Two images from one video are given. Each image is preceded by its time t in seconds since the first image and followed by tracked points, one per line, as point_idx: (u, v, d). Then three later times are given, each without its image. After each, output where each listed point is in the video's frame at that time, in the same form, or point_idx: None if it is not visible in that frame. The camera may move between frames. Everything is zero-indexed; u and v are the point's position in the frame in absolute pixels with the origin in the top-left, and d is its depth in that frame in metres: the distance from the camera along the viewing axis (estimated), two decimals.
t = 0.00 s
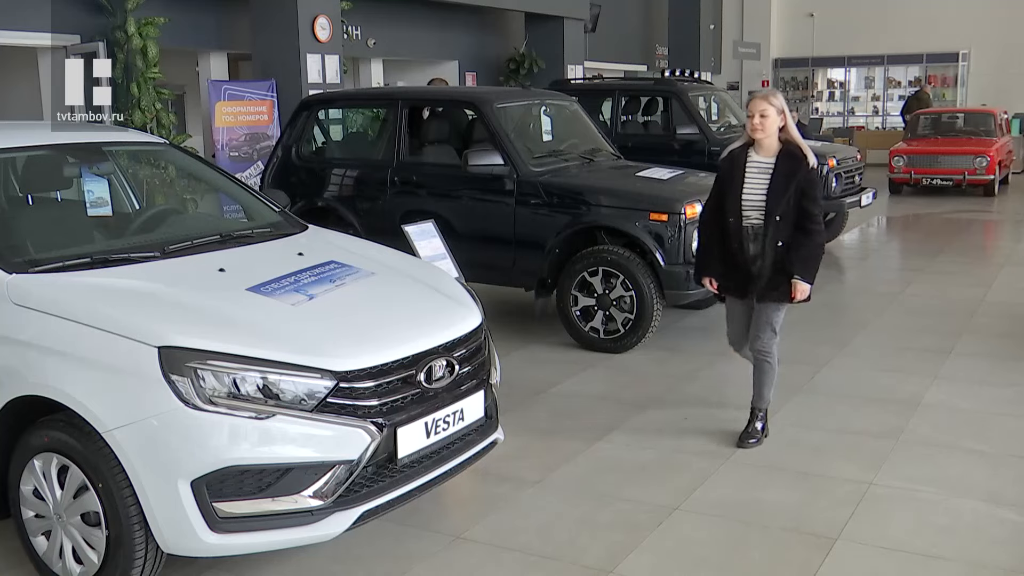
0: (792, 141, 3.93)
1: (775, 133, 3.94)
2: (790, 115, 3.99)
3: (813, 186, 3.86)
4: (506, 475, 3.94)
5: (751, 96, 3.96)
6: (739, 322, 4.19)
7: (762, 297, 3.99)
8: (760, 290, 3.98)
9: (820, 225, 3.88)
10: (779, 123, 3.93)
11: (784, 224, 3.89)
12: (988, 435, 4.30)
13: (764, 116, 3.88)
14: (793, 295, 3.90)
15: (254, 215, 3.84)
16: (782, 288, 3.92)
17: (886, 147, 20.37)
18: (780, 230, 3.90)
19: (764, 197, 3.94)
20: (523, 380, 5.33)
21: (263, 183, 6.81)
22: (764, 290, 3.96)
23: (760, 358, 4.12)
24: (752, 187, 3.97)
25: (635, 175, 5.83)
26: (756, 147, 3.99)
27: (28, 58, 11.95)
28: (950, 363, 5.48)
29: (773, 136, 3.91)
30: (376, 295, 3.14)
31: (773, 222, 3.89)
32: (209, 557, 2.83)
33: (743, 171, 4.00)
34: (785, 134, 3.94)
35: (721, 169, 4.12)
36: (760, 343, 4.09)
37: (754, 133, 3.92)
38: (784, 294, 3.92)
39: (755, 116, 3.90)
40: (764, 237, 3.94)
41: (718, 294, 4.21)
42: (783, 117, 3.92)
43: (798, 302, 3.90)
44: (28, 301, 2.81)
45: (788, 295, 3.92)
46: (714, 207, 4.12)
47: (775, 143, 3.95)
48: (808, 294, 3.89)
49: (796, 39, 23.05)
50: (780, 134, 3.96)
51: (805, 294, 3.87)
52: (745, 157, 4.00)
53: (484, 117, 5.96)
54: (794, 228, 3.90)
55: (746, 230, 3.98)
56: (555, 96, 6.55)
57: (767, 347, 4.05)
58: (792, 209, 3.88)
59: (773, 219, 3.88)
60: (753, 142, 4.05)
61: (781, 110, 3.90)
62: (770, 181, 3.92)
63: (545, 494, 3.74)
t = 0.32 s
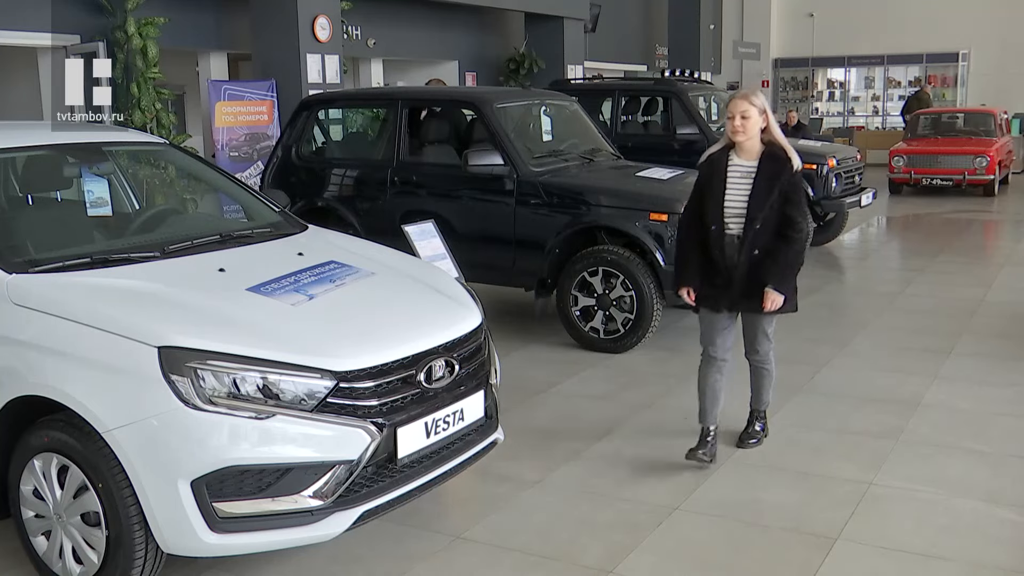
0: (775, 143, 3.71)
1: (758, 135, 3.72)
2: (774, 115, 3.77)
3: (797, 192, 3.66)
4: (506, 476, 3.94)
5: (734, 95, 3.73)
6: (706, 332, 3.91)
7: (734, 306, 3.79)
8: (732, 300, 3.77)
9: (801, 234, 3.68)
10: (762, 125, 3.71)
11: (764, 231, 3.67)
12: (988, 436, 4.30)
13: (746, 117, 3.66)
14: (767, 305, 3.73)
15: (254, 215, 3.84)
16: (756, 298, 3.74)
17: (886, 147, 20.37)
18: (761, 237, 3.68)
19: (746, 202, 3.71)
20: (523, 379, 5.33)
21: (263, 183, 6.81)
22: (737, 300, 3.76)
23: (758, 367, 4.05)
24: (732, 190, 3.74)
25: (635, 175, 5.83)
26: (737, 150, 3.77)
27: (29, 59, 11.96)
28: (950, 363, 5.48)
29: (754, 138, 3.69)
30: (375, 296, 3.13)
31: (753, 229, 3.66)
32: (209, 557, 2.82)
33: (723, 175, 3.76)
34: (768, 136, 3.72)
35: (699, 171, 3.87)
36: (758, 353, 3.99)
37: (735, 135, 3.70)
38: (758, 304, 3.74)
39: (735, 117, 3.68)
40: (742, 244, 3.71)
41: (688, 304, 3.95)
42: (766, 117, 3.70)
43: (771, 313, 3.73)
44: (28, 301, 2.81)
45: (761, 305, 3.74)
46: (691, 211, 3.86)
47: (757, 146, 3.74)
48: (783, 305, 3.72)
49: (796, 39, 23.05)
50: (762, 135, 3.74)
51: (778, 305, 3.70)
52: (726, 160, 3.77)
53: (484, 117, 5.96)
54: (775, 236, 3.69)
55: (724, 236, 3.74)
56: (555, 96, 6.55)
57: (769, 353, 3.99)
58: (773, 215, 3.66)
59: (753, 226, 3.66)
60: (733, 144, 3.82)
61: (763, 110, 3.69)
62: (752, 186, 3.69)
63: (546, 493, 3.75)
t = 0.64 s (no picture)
0: (747, 146, 3.38)
1: (729, 138, 3.38)
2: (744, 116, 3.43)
3: (773, 198, 3.34)
4: (506, 476, 3.94)
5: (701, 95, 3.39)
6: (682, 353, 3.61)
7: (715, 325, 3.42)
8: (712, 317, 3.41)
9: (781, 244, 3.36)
10: (732, 126, 3.36)
11: (741, 241, 3.35)
12: (988, 435, 4.30)
13: (715, 120, 3.32)
14: (752, 322, 3.37)
15: (254, 215, 3.84)
16: (740, 315, 3.39)
17: (886, 147, 20.38)
18: (738, 248, 3.34)
19: (719, 210, 3.37)
20: (522, 379, 5.33)
21: (263, 183, 6.81)
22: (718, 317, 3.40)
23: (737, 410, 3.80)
24: (701, 198, 3.41)
25: (635, 175, 5.83)
26: (706, 154, 3.43)
27: (29, 59, 11.96)
28: (950, 363, 5.48)
29: (725, 141, 3.35)
30: (374, 296, 3.13)
31: (729, 239, 3.33)
32: (209, 558, 2.82)
33: (691, 182, 3.42)
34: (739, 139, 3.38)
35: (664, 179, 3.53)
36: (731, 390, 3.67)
37: (704, 139, 3.35)
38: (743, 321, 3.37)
39: (703, 119, 3.34)
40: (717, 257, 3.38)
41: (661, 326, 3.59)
42: (737, 118, 3.36)
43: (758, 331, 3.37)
44: (28, 301, 2.81)
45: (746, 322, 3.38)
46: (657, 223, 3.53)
47: (728, 149, 3.39)
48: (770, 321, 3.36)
49: (796, 39, 23.06)
50: (732, 138, 3.41)
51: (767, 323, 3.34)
52: (694, 166, 3.43)
53: (484, 117, 5.95)
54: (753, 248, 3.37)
55: (696, 248, 3.41)
56: (556, 96, 6.55)
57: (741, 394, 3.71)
58: (750, 224, 3.34)
59: (730, 235, 3.33)
60: (702, 148, 3.48)
61: (734, 111, 3.35)
62: (724, 193, 3.36)
63: (546, 494, 3.75)
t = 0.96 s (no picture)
0: (717, 155, 3.08)
1: (698, 146, 3.08)
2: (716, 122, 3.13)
3: (746, 212, 3.02)
4: (506, 476, 3.94)
5: (667, 99, 3.10)
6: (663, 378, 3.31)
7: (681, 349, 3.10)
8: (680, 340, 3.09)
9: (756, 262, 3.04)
10: (702, 133, 3.06)
11: (711, 259, 3.03)
12: (988, 436, 4.30)
13: (683, 125, 3.02)
14: (723, 348, 3.04)
15: (254, 215, 3.83)
16: (710, 340, 3.05)
17: (887, 147, 20.38)
18: (708, 266, 3.02)
19: (686, 225, 3.06)
20: (522, 380, 5.32)
21: (263, 183, 6.81)
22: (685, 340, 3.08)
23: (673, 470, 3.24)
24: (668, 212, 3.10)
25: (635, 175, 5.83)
26: (674, 163, 3.13)
27: (29, 59, 11.96)
28: (950, 363, 5.48)
29: (694, 148, 3.05)
30: (374, 296, 3.13)
31: (698, 256, 3.01)
32: (209, 557, 2.82)
33: (656, 193, 3.12)
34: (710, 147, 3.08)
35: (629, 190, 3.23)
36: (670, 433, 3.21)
37: (671, 147, 3.05)
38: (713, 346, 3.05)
39: (671, 125, 3.04)
40: (685, 276, 3.06)
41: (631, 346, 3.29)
42: (708, 124, 3.06)
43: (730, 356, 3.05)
44: (28, 301, 2.81)
45: (715, 347, 3.06)
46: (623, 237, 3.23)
47: (697, 158, 3.09)
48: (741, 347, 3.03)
49: (796, 40, 23.06)
50: (702, 146, 3.10)
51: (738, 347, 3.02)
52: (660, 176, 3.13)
53: (484, 117, 5.95)
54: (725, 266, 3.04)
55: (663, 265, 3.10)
56: (555, 96, 6.55)
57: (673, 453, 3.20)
58: (720, 240, 3.03)
59: (698, 252, 3.01)
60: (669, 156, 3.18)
61: (704, 116, 3.05)
62: (693, 206, 3.05)
63: (546, 494, 3.75)
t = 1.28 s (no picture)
0: (684, 154, 2.87)
1: (665, 144, 2.88)
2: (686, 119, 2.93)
3: (711, 217, 2.80)
4: (506, 476, 3.94)
5: (632, 91, 2.90)
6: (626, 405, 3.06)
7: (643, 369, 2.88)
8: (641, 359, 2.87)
9: (722, 273, 2.81)
10: (669, 129, 2.86)
11: (673, 269, 2.81)
12: (989, 436, 4.30)
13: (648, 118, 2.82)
14: (688, 367, 2.81)
15: (254, 215, 3.83)
16: (676, 359, 2.82)
17: (887, 147, 20.38)
18: (670, 278, 2.81)
19: (646, 232, 2.86)
20: (522, 380, 5.32)
21: (263, 184, 6.81)
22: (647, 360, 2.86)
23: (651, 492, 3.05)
24: (628, 216, 2.89)
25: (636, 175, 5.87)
26: (638, 162, 2.93)
27: (28, 58, 11.96)
28: (950, 363, 5.48)
29: (659, 145, 2.85)
30: (373, 296, 3.13)
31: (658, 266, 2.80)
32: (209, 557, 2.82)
33: (614, 197, 2.93)
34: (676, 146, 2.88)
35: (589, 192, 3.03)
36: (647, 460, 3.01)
37: (635, 141, 2.86)
38: (678, 365, 2.82)
39: (635, 118, 2.84)
40: (645, 288, 2.85)
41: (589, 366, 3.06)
42: (676, 119, 2.86)
43: (696, 376, 2.82)
44: (28, 301, 2.81)
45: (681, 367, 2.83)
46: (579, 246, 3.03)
47: (663, 156, 2.89)
48: (710, 366, 2.81)
49: (796, 40, 23.07)
50: (668, 144, 2.90)
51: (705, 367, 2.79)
52: (622, 175, 2.93)
53: (484, 117, 5.96)
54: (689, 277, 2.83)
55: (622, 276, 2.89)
56: (556, 96, 6.55)
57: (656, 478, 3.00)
58: (683, 249, 2.81)
59: (659, 262, 2.80)
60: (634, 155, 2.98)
61: (672, 111, 2.85)
62: (654, 211, 2.85)
63: (546, 494, 3.75)
